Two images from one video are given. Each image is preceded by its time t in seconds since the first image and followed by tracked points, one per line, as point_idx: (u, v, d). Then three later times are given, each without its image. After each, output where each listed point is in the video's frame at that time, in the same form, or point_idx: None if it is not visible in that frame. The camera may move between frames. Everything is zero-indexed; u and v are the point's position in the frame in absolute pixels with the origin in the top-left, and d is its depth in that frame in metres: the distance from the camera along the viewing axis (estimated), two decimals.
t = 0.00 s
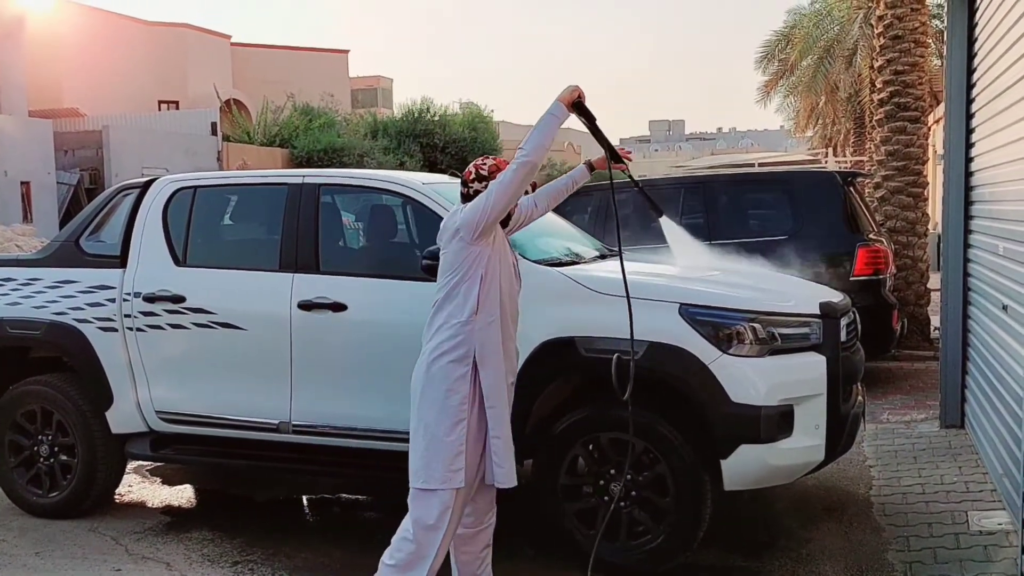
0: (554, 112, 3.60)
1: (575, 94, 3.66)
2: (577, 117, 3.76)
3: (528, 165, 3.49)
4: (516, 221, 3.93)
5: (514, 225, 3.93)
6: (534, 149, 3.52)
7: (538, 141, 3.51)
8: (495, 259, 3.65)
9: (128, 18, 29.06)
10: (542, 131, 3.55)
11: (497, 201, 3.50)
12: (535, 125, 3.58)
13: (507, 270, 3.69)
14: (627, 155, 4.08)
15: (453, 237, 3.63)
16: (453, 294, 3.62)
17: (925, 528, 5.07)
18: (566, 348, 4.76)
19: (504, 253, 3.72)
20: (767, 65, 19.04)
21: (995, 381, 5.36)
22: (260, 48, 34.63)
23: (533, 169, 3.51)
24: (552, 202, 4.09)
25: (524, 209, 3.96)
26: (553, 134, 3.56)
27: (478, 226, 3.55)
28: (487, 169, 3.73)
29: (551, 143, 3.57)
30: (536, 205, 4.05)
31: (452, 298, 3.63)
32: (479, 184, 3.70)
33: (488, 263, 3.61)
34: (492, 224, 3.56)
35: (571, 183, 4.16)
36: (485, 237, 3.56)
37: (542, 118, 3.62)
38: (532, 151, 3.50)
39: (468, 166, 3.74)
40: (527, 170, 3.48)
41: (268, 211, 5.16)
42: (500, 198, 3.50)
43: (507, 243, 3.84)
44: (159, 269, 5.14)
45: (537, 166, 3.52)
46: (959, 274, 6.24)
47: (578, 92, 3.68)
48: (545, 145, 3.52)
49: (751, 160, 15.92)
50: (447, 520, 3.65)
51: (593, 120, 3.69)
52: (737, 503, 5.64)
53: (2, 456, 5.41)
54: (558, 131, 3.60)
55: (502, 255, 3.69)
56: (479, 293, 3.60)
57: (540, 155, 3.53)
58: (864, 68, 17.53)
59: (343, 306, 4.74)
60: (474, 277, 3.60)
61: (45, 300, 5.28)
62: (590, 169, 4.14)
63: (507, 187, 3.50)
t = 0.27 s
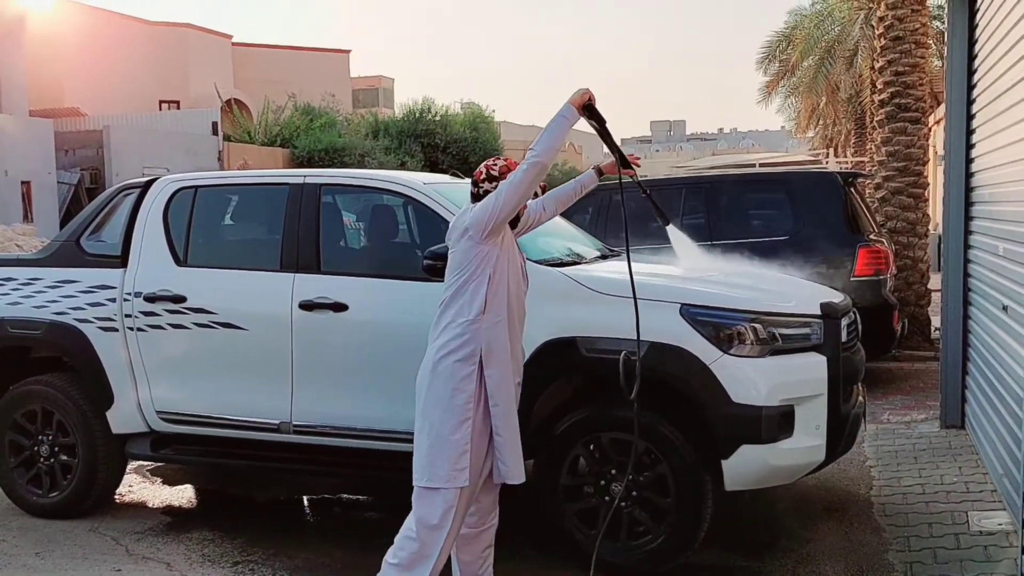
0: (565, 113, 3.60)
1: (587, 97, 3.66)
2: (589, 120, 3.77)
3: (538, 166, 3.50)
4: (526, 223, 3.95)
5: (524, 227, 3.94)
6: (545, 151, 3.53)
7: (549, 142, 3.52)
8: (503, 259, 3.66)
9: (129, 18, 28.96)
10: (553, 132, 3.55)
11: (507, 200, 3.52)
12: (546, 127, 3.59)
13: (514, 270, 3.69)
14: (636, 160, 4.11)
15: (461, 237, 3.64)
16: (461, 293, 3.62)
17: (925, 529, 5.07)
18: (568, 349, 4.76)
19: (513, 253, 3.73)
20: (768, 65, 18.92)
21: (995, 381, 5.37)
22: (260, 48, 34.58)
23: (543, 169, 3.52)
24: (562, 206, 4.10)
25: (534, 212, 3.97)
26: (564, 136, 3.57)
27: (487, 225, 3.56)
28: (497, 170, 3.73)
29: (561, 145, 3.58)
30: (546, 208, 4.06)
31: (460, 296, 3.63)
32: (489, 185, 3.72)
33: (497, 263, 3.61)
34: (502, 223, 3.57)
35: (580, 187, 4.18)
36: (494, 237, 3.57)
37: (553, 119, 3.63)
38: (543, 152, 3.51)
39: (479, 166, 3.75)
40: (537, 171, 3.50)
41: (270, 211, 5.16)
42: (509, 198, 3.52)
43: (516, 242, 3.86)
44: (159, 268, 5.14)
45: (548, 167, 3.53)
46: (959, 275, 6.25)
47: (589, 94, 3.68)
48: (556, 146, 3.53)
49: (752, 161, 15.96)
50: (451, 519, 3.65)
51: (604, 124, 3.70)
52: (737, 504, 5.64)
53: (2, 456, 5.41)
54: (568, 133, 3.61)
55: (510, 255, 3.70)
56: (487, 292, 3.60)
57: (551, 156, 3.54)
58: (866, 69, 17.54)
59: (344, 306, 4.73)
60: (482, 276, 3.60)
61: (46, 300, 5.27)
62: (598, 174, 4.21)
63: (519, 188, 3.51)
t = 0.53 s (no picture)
0: (573, 116, 3.62)
1: (595, 101, 3.68)
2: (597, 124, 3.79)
3: (546, 167, 3.51)
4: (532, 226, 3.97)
5: (531, 230, 3.96)
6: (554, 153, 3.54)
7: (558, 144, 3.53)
8: (510, 259, 3.66)
9: (132, 18, 28.73)
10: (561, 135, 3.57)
11: (516, 201, 3.52)
12: (554, 130, 3.60)
13: (521, 271, 3.69)
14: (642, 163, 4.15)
15: (468, 237, 3.64)
16: (467, 293, 3.62)
17: (926, 530, 5.08)
18: (571, 351, 4.76)
19: (519, 254, 3.73)
20: (771, 68, 19.54)
21: (997, 383, 5.38)
22: (261, 48, 34.47)
23: (551, 171, 3.52)
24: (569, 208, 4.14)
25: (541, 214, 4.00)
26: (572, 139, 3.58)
27: (494, 226, 3.56)
28: (506, 171, 3.76)
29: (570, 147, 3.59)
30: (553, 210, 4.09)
31: (466, 296, 3.63)
32: (497, 185, 3.73)
33: (503, 263, 3.61)
34: (509, 223, 3.57)
35: (588, 190, 4.21)
36: (500, 237, 3.57)
37: (562, 123, 3.64)
38: (551, 154, 3.52)
39: (488, 167, 3.77)
40: (545, 171, 3.50)
41: (272, 212, 5.14)
42: (517, 199, 3.52)
43: (523, 245, 3.85)
44: (161, 269, 5.12)
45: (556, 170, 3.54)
46: (960, 277, 6.27)
47: (597, 98, 3.70)
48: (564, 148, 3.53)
49: (755, 163, 16.01)
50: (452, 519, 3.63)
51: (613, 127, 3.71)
52: (739, 505, 5.65)
53: (2, 457, 5.39)
54: (576, 136, 3.62)
55: (516, 256, 3.70)
56: (493, 292, 3.60)
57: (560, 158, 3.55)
58: (868, 72, 17.64)
59: (347, 307, 4.72)
60: (488, 276, 3.60)
61: (46, 300, 5.25)
62: (606, 177, 4.24)
63: (527, 189, 3.51)
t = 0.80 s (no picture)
0: (574, 118, 3.62)
1: (595, 103, 3.68)
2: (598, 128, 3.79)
3: (547, 166, 3.49)
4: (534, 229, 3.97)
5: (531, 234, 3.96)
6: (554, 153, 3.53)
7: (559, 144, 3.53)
8: (511, 259, 3.63)
9: (133, 17, 28.47)
10: (560, 136, 3.56)
11: (518, 200, 3.50)
12: (554, 131, 3.59)
13: (522, 270, 3.66)
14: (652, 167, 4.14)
15: (470, 237, 3.62)
16: (467, 293, 3.60)
17: (924, 532, 5.10)
18: (572, 353, 4.75)
19: (521, 255, 3.71)
20: (772, 70, 19.78)
21: (995, 386, 5.41)
22: (259, 48, 34.35)
23: (553, 170, 3.51)
24: (576, 212, 4.15)
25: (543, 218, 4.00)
26: (573, 140, 3.57)
27: (494, 225, 3.54)
28: (508, 173, 3.75)
29: (570, 148, 3.58)
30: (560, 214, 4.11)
31: (467, 296, 3.61)
32: (499, 187, 3.72)
33: (504, 263, 3.59)
34: (510, 223, 3.55)
35: (596, 194, 4.22)
36: (501, 236, 3.55)
37: (562, 124, 3.64)
38: (552, 154, 3.51)
39: (490, 169, 3.76)
40: (547, 171, 3.49)
41: (271, 213, 5.13)
42: (517, 199, 3.50)
43: (525, 248, 3.83)
44: (160, 270, 5.10)
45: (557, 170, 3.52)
46: (959, 279, 6.29)
47: (597, 100, 3.70)
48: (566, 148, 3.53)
49: (755, 165, 16.05)
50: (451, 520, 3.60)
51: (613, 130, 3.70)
52: (738, 507, 5.66)
53: None
54: (577, 137, 3.61)
55: (518, 257, 3.67)
56: (494, 292, 3.57)
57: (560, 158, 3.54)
58: (868, 75, 17.72)
59: (347, 308, 4.71)
60: (489, 276, 3.57)
61: (44, 301, 5.22)
62: (614, 182, 4.24)
63: (527, 188, 3.49)
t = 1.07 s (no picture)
0: (566, 117, 3.59)
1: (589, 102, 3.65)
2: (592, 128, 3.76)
3: (539, 165, 3.47)
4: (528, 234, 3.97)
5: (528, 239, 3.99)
6: (546, 152, 3.50)
7: (551, 143, 3.50)
8: (506, 260, 3.60)
9: (127, 17, 28.12)
10: (553, 135, 3.54)
11: (511, 200, 3.46)
12: (547, 131, 3.57)
13: (517, 271, 3.63)
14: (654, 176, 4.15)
15: (464, 239, 3.59)
16: (463, 294, 3.57)
17: (918, 533, 5.12)
18: (569, 356, 4.74)
19: (516, 255, 3.67)
20: (769, 72, 19.52)
21: (989, 388, 5.43)
22: (254, 48, 34.19)
23: (545, 169, 3.48)
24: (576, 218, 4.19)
25: (541, 223, 4.04)
26: (566, 139, 3.55)
27: (489, 226, 3.51)
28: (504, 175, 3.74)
29: (563, 148, 3.56)
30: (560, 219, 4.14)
31: (462, 298, 3.57)
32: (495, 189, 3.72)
33: (499, 264, 3.55)
34: (504, 224, 3.52)
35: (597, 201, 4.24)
36: (496, 237, 3.51)
37: (555, 124, 3.61)
38: (544, 153, 3.48)
39: (487, 171, 3.76)
40: (539, 170, 3.46)
41: (267, 215, 5.11)
42: (511, 199, 3.47)
43: (521, 250, 3.80)
44: (154, 272, 5.08)
45: (549, 169, 3.49)
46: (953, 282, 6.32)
47: (590, 100, 3.68)
48: (558, 147, 3.50)
49: (752, 168, 16.09)
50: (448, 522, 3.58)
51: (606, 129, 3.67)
52: (734, 509, 5.67)
53: None
54: (570, 137, 3.58)
55: (513, 258, 3.64)
56: (489, 293, 3.54)
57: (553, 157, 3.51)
58: (864, 78, 17.80)
59: (343, 311, 4.70)
60: (485, 277, 3.54)
61: (38, 303, 5.20)
62: (617, 189, 4.26)
63: (520, 188, 3.46)
